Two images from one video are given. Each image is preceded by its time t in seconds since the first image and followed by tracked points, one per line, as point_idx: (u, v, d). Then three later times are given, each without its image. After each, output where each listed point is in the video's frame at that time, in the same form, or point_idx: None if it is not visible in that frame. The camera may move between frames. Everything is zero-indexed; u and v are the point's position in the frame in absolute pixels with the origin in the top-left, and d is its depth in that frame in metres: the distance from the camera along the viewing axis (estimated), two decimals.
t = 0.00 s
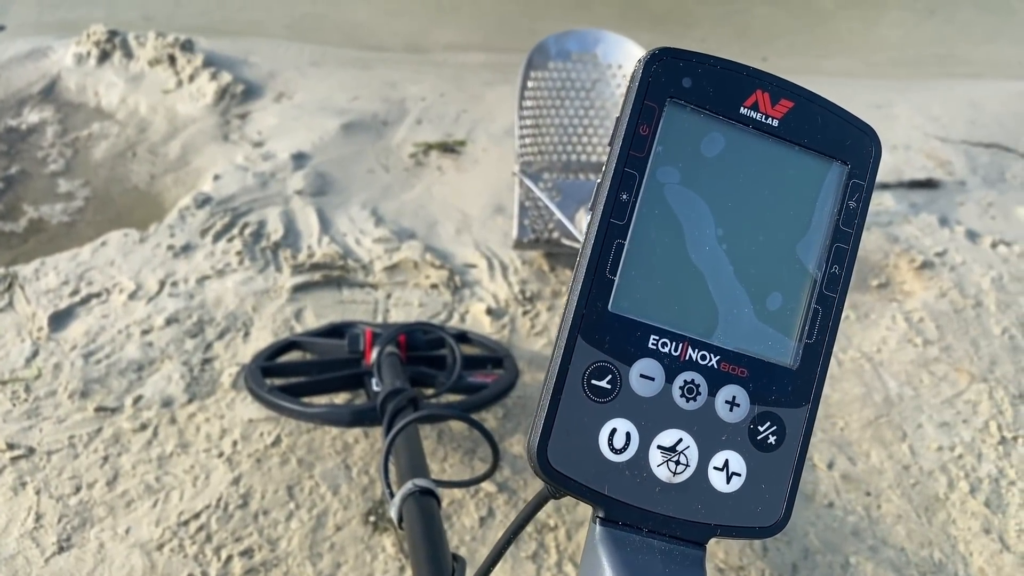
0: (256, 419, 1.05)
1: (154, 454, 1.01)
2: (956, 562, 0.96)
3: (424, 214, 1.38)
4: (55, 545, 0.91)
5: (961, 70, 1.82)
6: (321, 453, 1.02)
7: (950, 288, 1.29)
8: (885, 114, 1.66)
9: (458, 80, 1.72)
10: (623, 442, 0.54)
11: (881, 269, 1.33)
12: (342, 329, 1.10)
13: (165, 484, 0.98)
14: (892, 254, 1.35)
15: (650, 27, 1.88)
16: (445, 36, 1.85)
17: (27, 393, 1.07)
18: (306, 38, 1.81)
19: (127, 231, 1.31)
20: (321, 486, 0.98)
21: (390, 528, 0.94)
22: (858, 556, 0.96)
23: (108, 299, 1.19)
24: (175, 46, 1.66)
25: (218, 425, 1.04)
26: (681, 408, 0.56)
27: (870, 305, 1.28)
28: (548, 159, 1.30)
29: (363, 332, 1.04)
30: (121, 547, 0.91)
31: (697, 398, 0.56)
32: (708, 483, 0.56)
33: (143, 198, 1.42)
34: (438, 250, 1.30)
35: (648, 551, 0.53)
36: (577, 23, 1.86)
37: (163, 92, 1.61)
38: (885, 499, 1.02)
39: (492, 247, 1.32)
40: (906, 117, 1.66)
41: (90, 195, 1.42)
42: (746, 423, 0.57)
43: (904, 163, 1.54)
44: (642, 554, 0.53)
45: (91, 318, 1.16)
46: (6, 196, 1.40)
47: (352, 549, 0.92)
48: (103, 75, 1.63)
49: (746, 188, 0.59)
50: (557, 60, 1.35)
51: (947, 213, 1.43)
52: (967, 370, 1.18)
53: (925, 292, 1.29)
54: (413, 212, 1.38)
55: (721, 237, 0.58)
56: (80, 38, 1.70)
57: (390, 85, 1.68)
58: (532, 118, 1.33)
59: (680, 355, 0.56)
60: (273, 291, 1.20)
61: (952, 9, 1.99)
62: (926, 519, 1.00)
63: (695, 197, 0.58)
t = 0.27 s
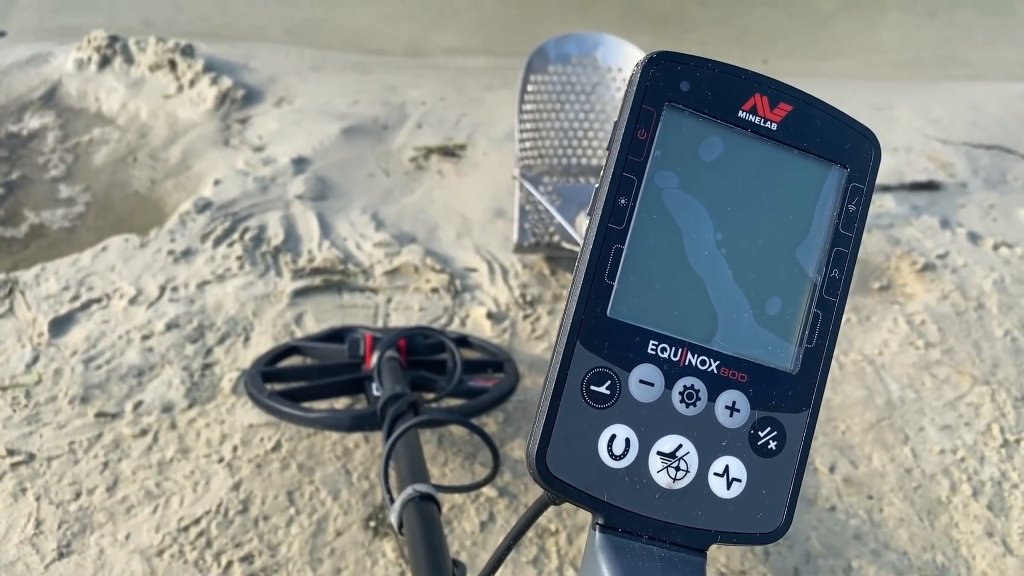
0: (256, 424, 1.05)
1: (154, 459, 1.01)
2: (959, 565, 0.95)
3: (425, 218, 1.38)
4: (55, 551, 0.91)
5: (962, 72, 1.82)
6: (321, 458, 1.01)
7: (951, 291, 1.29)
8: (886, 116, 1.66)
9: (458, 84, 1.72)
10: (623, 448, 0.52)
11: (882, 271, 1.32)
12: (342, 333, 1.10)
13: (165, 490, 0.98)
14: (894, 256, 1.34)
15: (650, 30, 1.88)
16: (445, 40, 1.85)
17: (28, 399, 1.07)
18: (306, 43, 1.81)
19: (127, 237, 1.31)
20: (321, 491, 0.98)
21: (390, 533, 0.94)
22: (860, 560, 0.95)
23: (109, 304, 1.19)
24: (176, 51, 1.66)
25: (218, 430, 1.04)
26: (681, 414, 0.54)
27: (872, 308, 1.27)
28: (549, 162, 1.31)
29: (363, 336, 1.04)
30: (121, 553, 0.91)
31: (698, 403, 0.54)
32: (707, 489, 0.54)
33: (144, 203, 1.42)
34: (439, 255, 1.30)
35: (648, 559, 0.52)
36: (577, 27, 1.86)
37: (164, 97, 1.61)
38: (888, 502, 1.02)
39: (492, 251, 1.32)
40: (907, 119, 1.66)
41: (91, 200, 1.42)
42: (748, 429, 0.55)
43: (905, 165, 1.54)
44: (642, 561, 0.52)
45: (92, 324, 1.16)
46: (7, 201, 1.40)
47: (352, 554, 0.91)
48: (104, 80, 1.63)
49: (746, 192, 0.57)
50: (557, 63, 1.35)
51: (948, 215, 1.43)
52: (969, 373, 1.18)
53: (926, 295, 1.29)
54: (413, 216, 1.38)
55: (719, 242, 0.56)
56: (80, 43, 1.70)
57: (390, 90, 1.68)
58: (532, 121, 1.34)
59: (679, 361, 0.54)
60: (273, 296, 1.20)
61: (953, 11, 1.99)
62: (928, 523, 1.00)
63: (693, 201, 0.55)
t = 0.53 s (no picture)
0: (258, 431, 1.05)
1: (156, 467, 1.01)
2: (962, 571, 0.96)
3: (426, 224, 1.38)
4: (57, 559, 0.91)
5: (964, 75, 1.81)
6: (323, 465, 1.01)
7: (953, 294, 1.28)
8: (888, 119, 1.66)
9: (460, 88, 1.72)
10: (600, 440, 0.53)
11: (884, 275, 1.31)
12: (344, 339, 1.10)
13: (166, 498, 0.98)
14: (895, 260, 1.34)
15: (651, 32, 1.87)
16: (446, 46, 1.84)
17: (29, 407, 1.07)
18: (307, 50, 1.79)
19: (129, 244, 1.31)
20: (322, 498, 0.98)
21: (391, 540, 0.94)
22: (863, 565, 0.96)
23: (110, 312, 1.19)
24: (177, 58, 1.66)
25: (219, 438, 1.04)
26: (657, 403, 0.55)
27: (874, 312, 1.26)
28: (550, 168, 1.31)
29: (364, 342, 1.04)
30: (122, 561, 0.91)
31: (675, 393, 0.55)
32: (688, 479, 0.55)
33: (145, 210, 1.43)
34: (440, 260, 1.30)
35: (629, 551, 0.53)
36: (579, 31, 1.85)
37: (166, 104, 1.61)
38: (890, 507, 1.02)
39: (494, 257, 1.32)
40: (909, 122, 1.65)
41: (93, 207, 1.42)
42: (727, 418, 0.56)
43: (907, 168, 1.53)
44: (622, 554, 0.52)
45: (93, 331, 1.17)
46: (10, 209, 1.40)
47: (354, 562, 0.92)
48: (105, 87, 1.63)
49: (722, 179, 0.58)
50: (557, 68, 1.33)
51: (951, 218, 1.42)
52: (971, 377, 1.17)
53: (929, 299, 1.28)
54: (414, 222, 1.38)
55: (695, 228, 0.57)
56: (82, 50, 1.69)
57: (391, 95, 1.68)
58: (533, 128, 1.33)
59: (655, 352, 0.55)
60: (274, 302, 1.20)
61: (954, 13, 1.98)
62: (931, 528, 1.00)
63: (671, 188, 0.56)
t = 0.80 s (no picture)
0: (262, 443, 1.05)
1: (160, 479, 1.01)
2: None
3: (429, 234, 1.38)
4: (62, 572, 0.92)
5: (965, 81, 1.81)
6: (327, 476, 1.02)
7: (956, 302, 1.27)
8: (889, 126, 1.66)
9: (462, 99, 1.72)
10: (446, 452, 0.67)
11: (886, 283, 1.30)
12: (346, 351, 1.11)
13: (171, 510, 0.98)
14: (898, 267, 1.33)
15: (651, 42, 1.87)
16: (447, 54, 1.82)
17: (35, 419, 1.08)
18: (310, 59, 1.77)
19: (133, 255, 1.32)
20: (326, 510, 0.98)
21: (395, 552, 0.94)
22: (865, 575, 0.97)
23: (115, 323, 1.20)
24: (181, 69, 1.64)
25: (224, 449, 1.04)
26: (502, 398, 0.68)
27: (876, 320, 1.26)
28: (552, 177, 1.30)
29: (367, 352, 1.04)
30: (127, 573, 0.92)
31: (514, 386, 0.68)
32: (548, 464, 0.69)
33: (149, 221, 1.44)
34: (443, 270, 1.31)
35: (500, 553, 0.66)
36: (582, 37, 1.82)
37: (169, 115, 1.60)
38: (894, 516, 1.03)
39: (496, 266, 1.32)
40: (910, 129, 1.66)
41: (97, 218, 1.44)
42: (575, 395, 0.69)
43: (909, 175, 1.53)
44: (494, 559, 0.66)
45: (98, 343, 1.17)
46: (15, 220, 1.42)
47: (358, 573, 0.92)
48: (109, 98, 1.63)
49: (517, 168, 0.71)
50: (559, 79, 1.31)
51: (953, 225, 1.42)
52: (974, 386, 1.17)
53: (931, 306, 1.27)
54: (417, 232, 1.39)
55: (498, 216, 0.70)
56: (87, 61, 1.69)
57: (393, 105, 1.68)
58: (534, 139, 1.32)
59: (488, 348, 0.69)
60: (277, 313, 1.21)
61: (953, 21, 1.98)
62: (935, 537, 1.01)
63: (469, 184, 0.70)
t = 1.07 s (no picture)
0: (267, 450, 1.05)
1: (166, 487, 1.02)
2: None
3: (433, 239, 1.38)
4: None
5: (970, 84, 1.81)
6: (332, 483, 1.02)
7: (961, 306, 1.27)
8: (893, 130, 1.66)
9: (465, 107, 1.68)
10: (371, 473, 0.78)
11: (891, 287, 1.30)
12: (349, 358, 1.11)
13: (176, 517, 1.00)
14: (902, 272, 1.32)
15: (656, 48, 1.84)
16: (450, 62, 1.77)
17: (41, 427, 1.09)
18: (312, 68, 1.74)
19: (138, 262, 1.32)
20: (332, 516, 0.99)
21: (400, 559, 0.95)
22: None
23: (120, 331, 1.20)
24: (185, 76, 1.64)
25: (229, 457, 1.05)
26: (422, 411, 0.79)
27: (881, 325, 1.25)
28: (555, 184, 1.29)
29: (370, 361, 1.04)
30: None
31: (430, 399, 0.79)
32: (481, 468, 0.79)
33: (154, 229, 1.45)
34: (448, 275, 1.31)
35: (438, 563, 0.77)
36: (584, 48, 1.81)
37: (174, 122, 1.60)
38: (898, 522, 1.04)
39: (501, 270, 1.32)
40: (915, 133, 1.65)
41: (103, 226, 1.45)
42: (499, 397, 0.80)
43: (913, 179, 1.53)
44: (434, 566, 0.77)
45: (103, 351, 1.17)
46: (21, 229, 1.44)
47: None
48: (114, 106, 1.62)
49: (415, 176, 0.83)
50: (562, 85, 1.32)
51: (957, 229, 1.42)
52: (980, 391, 1.17)
53: (936, 311, 1.27)
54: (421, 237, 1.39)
55: (394, 227, 0.82)
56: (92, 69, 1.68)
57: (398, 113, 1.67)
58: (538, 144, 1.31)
59: (400, 363, 0.80)
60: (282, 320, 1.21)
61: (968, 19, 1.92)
62: (940, 543, 1.02)
63: (366, 201, 0.82)
